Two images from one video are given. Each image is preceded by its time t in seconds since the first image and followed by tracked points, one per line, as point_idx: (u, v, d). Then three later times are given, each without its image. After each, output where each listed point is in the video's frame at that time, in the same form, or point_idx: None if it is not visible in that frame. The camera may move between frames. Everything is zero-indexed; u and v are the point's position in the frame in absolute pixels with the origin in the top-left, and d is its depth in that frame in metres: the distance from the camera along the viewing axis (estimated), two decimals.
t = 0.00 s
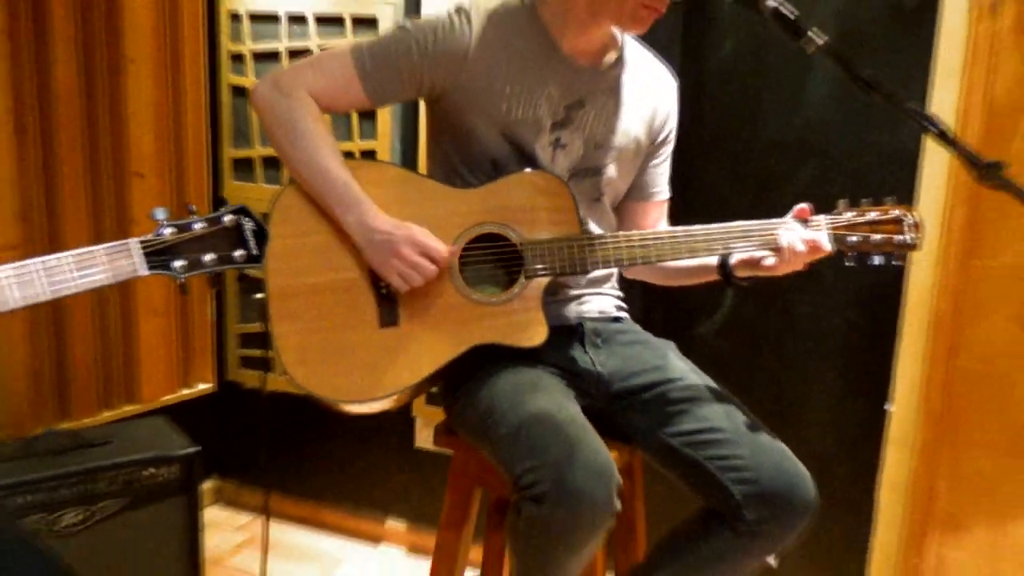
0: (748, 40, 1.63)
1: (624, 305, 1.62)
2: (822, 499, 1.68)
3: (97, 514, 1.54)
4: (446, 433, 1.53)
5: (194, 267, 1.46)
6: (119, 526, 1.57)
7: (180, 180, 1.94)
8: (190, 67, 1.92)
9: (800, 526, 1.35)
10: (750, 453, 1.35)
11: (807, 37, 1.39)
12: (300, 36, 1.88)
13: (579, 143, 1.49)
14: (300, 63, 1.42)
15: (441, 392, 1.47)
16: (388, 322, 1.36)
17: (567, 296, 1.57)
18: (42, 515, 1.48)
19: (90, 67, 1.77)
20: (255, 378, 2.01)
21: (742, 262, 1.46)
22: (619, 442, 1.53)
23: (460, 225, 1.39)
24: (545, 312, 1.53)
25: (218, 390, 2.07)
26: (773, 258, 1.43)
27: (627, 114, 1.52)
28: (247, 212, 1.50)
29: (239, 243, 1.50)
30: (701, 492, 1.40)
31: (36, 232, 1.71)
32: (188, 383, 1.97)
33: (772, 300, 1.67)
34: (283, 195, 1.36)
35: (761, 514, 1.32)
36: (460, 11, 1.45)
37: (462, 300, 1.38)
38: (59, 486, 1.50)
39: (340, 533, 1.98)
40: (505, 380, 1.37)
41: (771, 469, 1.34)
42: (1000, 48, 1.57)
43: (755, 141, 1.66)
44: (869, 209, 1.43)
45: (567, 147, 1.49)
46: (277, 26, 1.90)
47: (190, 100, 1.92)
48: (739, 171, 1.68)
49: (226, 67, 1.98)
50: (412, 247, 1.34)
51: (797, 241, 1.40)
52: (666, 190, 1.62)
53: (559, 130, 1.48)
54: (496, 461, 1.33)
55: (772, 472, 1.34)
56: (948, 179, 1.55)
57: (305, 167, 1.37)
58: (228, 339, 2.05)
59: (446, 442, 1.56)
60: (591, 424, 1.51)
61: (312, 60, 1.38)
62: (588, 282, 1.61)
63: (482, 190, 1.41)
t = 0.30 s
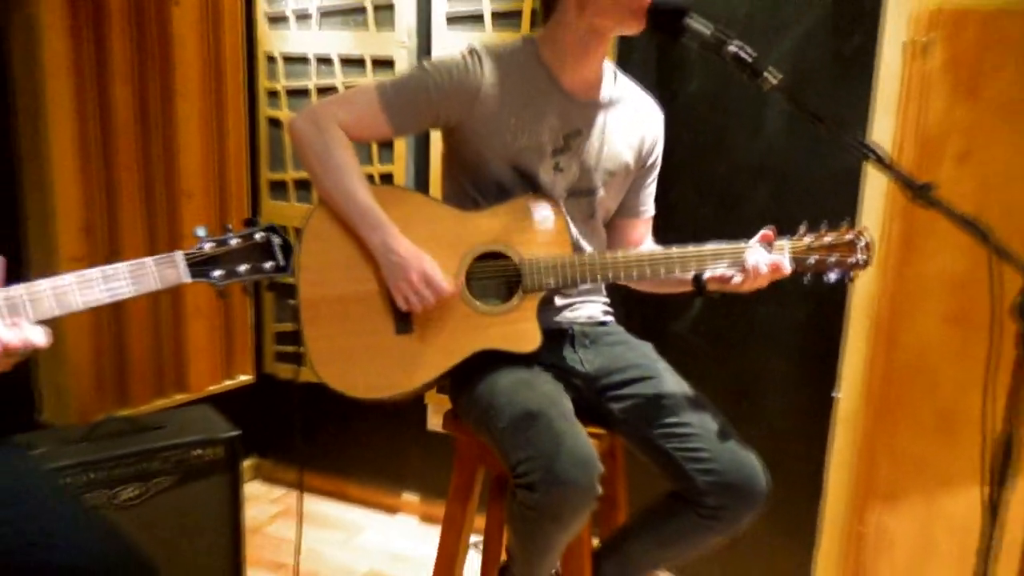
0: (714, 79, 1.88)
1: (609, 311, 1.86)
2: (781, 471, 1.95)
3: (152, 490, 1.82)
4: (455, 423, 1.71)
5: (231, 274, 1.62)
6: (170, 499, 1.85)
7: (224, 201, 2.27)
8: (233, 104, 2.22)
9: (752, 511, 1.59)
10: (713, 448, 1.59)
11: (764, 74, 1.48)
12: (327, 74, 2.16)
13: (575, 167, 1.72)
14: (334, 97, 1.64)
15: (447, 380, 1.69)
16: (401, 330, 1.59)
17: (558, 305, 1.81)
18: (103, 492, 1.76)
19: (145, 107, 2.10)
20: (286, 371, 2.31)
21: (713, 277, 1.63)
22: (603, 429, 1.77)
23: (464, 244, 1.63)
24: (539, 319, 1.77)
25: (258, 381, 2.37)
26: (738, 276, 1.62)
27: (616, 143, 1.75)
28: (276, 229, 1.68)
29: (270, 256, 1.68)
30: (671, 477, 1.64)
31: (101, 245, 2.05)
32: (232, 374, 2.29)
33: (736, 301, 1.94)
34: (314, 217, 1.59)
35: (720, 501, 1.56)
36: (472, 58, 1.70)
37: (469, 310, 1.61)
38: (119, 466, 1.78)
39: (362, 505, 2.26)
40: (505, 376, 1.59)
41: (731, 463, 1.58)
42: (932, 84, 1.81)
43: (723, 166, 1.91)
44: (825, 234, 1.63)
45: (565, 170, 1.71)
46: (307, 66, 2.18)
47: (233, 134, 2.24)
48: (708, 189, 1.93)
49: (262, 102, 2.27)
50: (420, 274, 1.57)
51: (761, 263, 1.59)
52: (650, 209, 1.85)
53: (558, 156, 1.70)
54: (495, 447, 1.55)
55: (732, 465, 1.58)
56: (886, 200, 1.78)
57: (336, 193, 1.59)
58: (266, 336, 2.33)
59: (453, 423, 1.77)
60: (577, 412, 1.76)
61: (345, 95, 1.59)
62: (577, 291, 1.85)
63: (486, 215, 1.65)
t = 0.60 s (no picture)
0: (684, 119, 2.19)
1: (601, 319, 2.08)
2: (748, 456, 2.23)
3: (198, 474, 2.01)
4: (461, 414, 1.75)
5: (271, 286, 1.69)
6: (216, 483, 2.04)
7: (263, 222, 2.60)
8: (269, 138, 2.56)
9: (724, 496, 1.68)
10: (689, 437, 1.69)
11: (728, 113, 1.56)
12: (351, 113, 2.47)
13: (576, 187, 1.75)
14: (355, 125, 1.65)
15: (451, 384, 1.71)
16: (418, 340, 1.63)
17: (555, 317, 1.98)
18: (157, 475, 1.94)
19: (192, 142, 2.44)
20: (319, 369, 2.57)
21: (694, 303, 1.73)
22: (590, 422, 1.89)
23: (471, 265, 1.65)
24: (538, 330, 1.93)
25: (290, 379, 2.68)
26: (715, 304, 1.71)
27: (610, 163, 1.78)
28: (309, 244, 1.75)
29: (303, 269, 1.74)
30: (650, 465, 1.73)
31: (156, 261, 2.39)
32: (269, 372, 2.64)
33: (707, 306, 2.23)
34: (341, 235, 1.60)
35: (694, 486, 1.66)
36: (485, 87, 1.72)
37: (474, 326, 1.64)
38: (169, 453, 1.96)
39: (383, 486, 2.58)
40: (497, 376, 1.64)
41: (705, 452, 1.68)
42: (873, 125, 1.84)
43: (691, 190, 2.21)
44: (797, 269, 1.71)
45: (567, 190, 1.74)
46: (334, 106, 2.50)
47: (269, 163, 2.57)
48: (680, 210, 2.24)
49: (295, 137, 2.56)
50: (439, 289, 1.58)
51: (738, 297, 1.67)
52: (640, 220, 1.90)
53: (561, 176, 1.73)
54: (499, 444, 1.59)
55: (705, 454, 1.67)
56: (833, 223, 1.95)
57: (363, 214, 1.60)
58: (298, 340, 2.61)
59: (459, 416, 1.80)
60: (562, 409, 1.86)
61: (373, 122, 1.62)
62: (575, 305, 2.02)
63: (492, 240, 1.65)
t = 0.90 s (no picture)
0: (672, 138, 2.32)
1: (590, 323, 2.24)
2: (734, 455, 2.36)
3: (219, 474, 2.09)
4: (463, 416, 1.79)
5: (292, 312, 1.60)
6: (236, 482, 2.13)
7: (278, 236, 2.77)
8: (284, 157, 2.73)
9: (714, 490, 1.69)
10: (681, 434, 1.69)
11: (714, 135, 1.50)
12: (362, 134, 2.65)
13: (569, 210, 1.87)
14: (366, 144, 1.75)
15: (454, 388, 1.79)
16: (421, 353, 1.71)
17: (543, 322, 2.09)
18: (180, 475, 2.02)
19: (213, 161, 2.57)
20: (327, 372, 2.80)
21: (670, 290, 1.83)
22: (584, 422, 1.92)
23: (473, 275, 1.75)
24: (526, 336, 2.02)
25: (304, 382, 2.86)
26: (690, 288, 1.81)
27: (597, 188, 1.91)
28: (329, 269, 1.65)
29: (323, 291, 1.65)
30: (645, 459, 1.74)
31: (178, 275, 2.52)
32: (284, 377, 2.80)
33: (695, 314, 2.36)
34: (341, 257, 1.69)
35: (689, 480, 1.66)
36: (488, 114, 1.83)
37: (476, 330, 1.73)
38: (192, 453, 2.04)
39: (390, 482, 2.74)
40: (489, 377, 1.70)
41: (699, 449, 1.68)
42: (850, 146, 1.85)
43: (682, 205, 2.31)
44: (756, 249, 1.83)
45: (559, 211, 1.86)
46: (345, 127, 2.68)
47: (285, 180, 2.75)
48: (668, 223, 2.36)
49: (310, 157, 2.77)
50: (435, 313, 1.67)
51: (710, 279, 1.77)
52: (619, 240, 2.02)
53: (557, 198, 1.86)
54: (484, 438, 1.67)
55: (698, 449, 1.67)
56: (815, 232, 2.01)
57: (370, 230, 1.70)
58: (312, 345, 2.84)
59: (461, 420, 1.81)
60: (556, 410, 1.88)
61: (385, 142, 1.73)
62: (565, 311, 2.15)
63: (492, 252, 1.76)
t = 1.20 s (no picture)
0: (676, 146, 2.31)
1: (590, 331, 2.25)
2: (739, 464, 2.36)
3: (224, 483, 2.09)
4: (469, 423, 1.79)
5: (300, 322, 1.55)
6: (241, 491, 2.13)
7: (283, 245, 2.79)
8: (290, 167, 2.75)
9: (714, 501, 1.67)
10: (682, 443, 1.68)
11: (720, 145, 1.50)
12: (367, 143, 2.66)
13: (572, 219, 1.87)
14: (370, 157, 1.76)
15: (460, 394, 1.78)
16: (431, 359, 1.71)
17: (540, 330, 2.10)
18: (185, 484, 2.02)
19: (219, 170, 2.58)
20: (332, 381, 2.82)
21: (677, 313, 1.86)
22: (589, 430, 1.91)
23: (479, 287, 1.74)
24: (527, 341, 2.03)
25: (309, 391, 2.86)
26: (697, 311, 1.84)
27: (602, 197, 1.90)
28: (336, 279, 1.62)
29: (330, 302, 1.61)
30: (647, 467, 1.73)
31: (184, 284, 2.52)
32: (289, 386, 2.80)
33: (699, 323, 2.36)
34: (354, 259, 1.68)
35: (688, 489, 1.64)
36: (490, 127, 1.83)
37: (486, 342, 1.73)
38: (197, 462, 2.04)
39: (394, 492, 2.73)
40: (503, 388, 1.70)
41: (700, 458, 1.66)
42: (855, 154, 1.87)
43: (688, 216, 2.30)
44: (765, 278, 1.86)
45: (563, 221, 1.86)
46: (350, 136, 2.69)
47: (291, 190, 2.76)
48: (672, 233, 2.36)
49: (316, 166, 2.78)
50: (455, 309, 1.66)
51: (720, 305, 1.80)
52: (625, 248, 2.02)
53: (561, 208, 1.85)
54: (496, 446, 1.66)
55: (698, 459, 1.65)
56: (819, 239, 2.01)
57: (378, 238, 1.69)
58: (317, 354, 2.85)
59: (467, 426, 1.80)
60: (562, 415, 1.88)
61: (386, 157, 1.73)
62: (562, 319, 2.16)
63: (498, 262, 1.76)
